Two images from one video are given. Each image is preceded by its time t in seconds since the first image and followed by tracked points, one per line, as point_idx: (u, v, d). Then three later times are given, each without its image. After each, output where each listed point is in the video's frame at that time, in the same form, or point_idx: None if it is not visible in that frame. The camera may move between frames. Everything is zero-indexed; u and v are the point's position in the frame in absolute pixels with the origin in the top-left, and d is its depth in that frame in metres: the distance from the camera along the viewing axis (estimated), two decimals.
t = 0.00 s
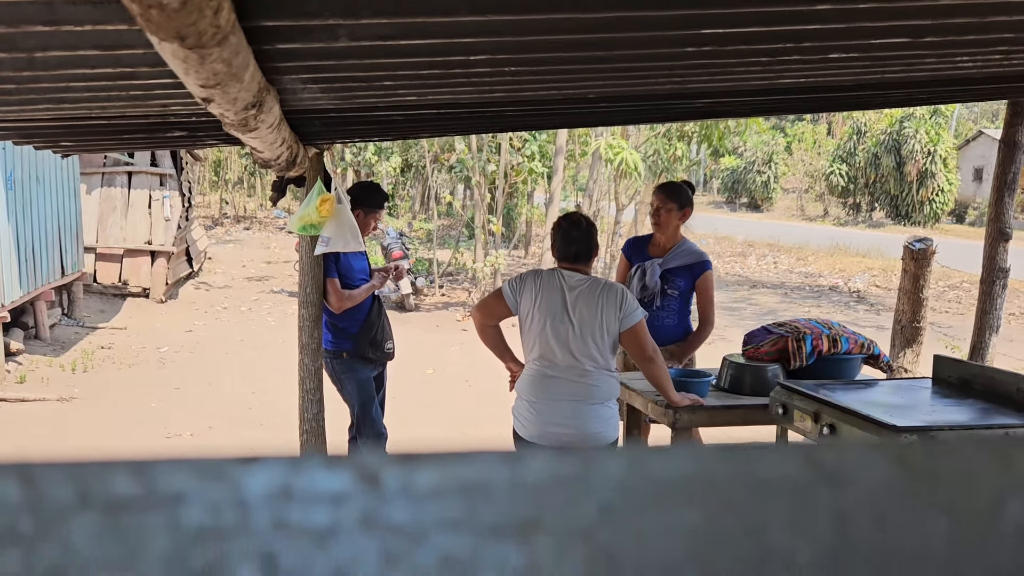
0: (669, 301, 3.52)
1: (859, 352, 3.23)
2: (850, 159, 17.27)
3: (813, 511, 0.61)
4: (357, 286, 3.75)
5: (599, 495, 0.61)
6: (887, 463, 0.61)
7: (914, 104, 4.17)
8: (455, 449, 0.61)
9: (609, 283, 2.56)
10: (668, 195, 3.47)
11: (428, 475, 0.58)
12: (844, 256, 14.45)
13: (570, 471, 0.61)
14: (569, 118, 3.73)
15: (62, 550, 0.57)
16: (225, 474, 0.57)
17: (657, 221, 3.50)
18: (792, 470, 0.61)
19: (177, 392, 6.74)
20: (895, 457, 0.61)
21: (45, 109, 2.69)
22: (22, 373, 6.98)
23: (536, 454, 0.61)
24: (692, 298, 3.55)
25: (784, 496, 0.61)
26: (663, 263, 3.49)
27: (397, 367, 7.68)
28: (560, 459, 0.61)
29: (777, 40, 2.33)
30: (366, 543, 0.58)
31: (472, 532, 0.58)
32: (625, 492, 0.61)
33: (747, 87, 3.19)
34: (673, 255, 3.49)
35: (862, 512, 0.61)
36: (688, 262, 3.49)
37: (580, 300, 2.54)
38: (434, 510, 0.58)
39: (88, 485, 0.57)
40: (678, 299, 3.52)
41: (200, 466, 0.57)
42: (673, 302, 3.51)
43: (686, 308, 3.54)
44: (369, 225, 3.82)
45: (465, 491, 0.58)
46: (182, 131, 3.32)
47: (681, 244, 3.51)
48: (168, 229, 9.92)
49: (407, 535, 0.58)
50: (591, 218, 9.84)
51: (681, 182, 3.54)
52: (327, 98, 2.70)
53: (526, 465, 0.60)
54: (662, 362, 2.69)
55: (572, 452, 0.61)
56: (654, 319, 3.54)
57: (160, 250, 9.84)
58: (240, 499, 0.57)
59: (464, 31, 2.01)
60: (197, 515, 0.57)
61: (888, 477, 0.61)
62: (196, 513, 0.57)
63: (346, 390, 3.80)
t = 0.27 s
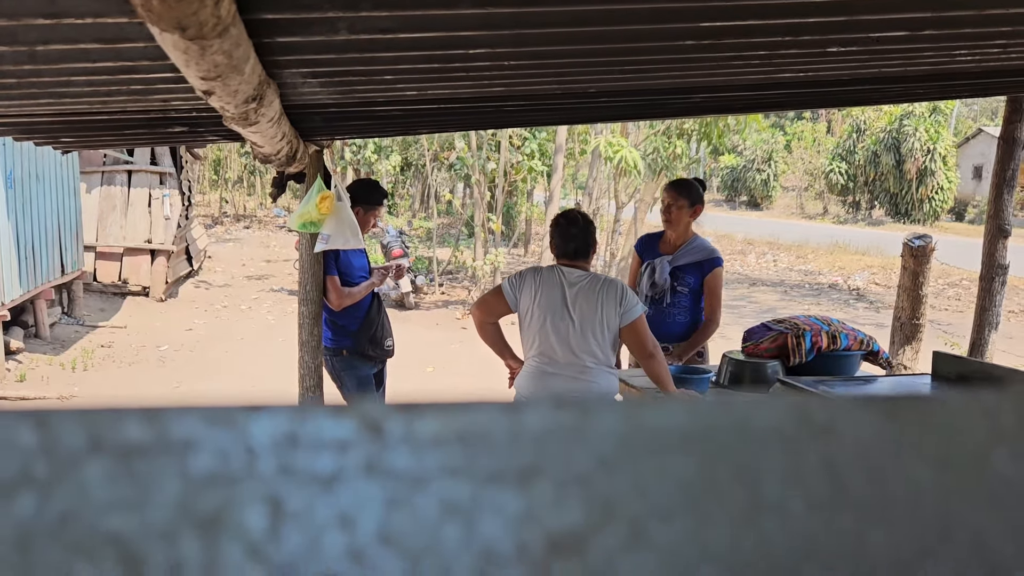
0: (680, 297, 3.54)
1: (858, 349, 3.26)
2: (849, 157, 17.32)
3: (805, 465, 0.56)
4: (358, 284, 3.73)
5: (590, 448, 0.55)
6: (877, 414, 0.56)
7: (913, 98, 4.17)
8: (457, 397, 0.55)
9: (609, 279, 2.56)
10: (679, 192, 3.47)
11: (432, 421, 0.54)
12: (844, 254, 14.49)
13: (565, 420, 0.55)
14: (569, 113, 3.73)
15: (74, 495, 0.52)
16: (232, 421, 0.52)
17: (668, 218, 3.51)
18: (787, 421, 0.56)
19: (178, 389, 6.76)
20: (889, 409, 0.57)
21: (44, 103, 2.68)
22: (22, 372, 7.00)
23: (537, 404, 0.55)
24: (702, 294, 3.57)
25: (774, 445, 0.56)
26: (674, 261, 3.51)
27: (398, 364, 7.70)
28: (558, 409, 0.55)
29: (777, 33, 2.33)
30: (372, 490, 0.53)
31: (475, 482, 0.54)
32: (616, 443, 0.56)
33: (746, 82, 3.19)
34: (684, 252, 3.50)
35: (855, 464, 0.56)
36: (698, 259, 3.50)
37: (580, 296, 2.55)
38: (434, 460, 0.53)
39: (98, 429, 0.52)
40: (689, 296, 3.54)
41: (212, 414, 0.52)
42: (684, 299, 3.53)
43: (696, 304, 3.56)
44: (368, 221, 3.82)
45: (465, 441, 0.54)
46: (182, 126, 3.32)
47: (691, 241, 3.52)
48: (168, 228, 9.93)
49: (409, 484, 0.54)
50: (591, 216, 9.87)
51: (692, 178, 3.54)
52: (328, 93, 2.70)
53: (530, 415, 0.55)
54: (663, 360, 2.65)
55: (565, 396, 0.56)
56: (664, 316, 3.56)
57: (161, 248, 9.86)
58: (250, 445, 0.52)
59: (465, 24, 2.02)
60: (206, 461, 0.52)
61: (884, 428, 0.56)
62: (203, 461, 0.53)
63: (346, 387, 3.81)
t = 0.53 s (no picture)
0: (684, 296, 3.57)
1: (857, 346, 3.29)
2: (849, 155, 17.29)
3: (793, 447, 0.79)
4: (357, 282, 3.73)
5: (588, 428, 0.79)
6: (866, 407, 0.79)
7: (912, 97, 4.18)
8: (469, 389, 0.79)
9: (608, 276, 2.58)
10: (685, 191, 3.49)
11: (425, 408, 0.76)
12: (844, 252, 14.46)
13: (563, 406, 0.78)
14: (568, 111, 3.74)
15: (80, 474, 0.75)
16: (236, 408, 0.74)
17: (672, 218, 3.54)
18: (777, 406, 0.80)
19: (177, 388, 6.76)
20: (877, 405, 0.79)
21: (44, 102, 2.70)
22: (23, 371, 7.01)
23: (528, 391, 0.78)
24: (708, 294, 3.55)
25: (762, 431, 0.80)
26: (675, 260, 3.55)
27: (397, 363, 7.70)
28: (552, 397, 0.78)
29: (776, 30, 2.34)
30: (370, 471, 0.75)
31: (468, 462, 0.76)
32: (616, 428, 0.79)
33: (745, 79, 3.20)
34: (685, 251, 3.51)
35: (843, 446, 0.79)
36: (701, 258, 3.47)
37: (579, 294, 2.56)
38: (434, 443, 0.76)
39: (107, 415, 0.76)
40: (693, 295, 3.55)
41: (212, 399, 0.75)
42: (688, 298, 3.56)
43: (702, 304, 3.56)
44: (367, 219, 3.82)
45: (457, 426, 0.77)
46: (182, 125, 3.33)
47: (697, 240, 3.51)
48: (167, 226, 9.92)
49: (408, 465, 0.76)
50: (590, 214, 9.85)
51: (702, 179, 3.55)
52: (327, 91, 2.71)
53: (522, 401, 0.78)
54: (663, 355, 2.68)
55: (558, 388, 0.79)
56: (671, 314, 3.63)
57: (160, 247, 9.85)
58: (251, 430, 0.74)
59: (464, 22, 2.03)
60: (209, 444, 0.76)
61: (868, 413, 0.79)
62: (206, 442, 0.76)
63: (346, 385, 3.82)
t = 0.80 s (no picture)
0: (682, 294, 3.56)
1: (858, 345, 3.26)
2: (849, 153, 17.28)
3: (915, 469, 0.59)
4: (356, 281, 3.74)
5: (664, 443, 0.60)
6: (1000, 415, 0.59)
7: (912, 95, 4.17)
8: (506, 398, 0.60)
9: (607, 276, 2.57)
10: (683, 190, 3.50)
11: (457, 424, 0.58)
12: (844, 250, 14.46)
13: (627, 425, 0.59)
14: (568, 110, 3.73)
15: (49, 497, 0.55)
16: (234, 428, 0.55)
17: (671, 217, 3.55)
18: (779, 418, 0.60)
19: (177, 388, 6.76)
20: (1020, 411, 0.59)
21: (44, 103, 2.70)
22: (23, 370, 7.00)
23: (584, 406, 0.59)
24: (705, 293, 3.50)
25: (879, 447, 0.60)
26: (672, 258, 3.55)
27: (398, 362, 7.70)
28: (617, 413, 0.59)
29: (776, 29, 2.33)
30: (361, 494, 0.56)
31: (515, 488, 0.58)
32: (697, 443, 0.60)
33: (745, 78, 3.19)
34: (681, 250, 3.50)
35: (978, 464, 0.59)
36: (695, 257, 3.43)
37: (578, 294, 2.55)
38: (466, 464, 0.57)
39: (93, 435, 0.56)
40: (689, 294, 3.53)
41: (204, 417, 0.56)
42: (685, 297, 3.54)
43: (700, 303, 3.53)
44: (366, 219, 3.81)
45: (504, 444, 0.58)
46: (181, 125, 3.32)
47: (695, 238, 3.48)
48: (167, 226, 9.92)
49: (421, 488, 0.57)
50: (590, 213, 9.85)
51: (701, 178, 3.54)
52: (325, 91, 2.70)
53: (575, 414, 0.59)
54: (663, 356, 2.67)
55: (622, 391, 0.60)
56: (673, 313, 3.63)
57: (160, 247, 9.85)
58: (245, 449, 0.56)
59: (463, 22, 2.02)
60: (199, 464, 0.56)
61: (875, 423, 0.59)
62: (197, 462, 0.56)
63: (346, 385, 3.82)
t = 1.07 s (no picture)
0: (678, 295, 3.56)
1: (858, 345, 3.26)
2: (850, 152, 17.28)
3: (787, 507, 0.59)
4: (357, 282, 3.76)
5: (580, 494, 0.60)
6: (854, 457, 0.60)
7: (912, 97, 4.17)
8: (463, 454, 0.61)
9: (605, 278, 2.55)
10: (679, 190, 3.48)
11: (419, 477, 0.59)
12: (844, 249, 14.46)
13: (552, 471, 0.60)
14: (569, 113, 3.73)
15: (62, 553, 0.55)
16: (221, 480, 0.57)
17: (666, 217, 3.54)
18: (768, 469, 0.60)
19: (178, 388, 6.76)
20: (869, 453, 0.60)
21: (45, 107, 2.70)
22: (24, 370, 7.00)
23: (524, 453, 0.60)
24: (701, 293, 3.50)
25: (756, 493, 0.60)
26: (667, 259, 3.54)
27: (398, 362, 7.71)
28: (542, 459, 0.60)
29: (776, 35, 2.34)
30: (358, 546, 0.56)
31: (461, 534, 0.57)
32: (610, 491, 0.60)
33: (745, 81, 3.20)
34: (675, 251, 3.49)
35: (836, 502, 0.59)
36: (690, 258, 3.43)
37: (575, 296, 2.55)
38: (423, 512, 0.58)
39: (91, 490, 0.56)
40: (685, 294, 3.53)
41: (201, 471, 0.57)
42: (680, 297, 3.54)
43: (695, 303, 3.53)
44: (366, 218, 3.82)
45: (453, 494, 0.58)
46: (182, 128, 3.32)
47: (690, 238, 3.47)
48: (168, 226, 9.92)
49: (398, 537, 0.57)
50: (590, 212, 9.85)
51: (697, 179, 3.53)
52: (326, 95, 2.70)
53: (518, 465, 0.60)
54: (661, 357, 2.68)
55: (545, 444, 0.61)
56: (669, 313, 3.63)
57: (161, 246, 9.85)
58: (238, 503, 0.56)
59: (463, 27, 2.02)
60: (195, 519, 0.56)
61: (867, 474, 0.59)
62: (192, 518, 0.56)
63: (347, 385, 3.82)
